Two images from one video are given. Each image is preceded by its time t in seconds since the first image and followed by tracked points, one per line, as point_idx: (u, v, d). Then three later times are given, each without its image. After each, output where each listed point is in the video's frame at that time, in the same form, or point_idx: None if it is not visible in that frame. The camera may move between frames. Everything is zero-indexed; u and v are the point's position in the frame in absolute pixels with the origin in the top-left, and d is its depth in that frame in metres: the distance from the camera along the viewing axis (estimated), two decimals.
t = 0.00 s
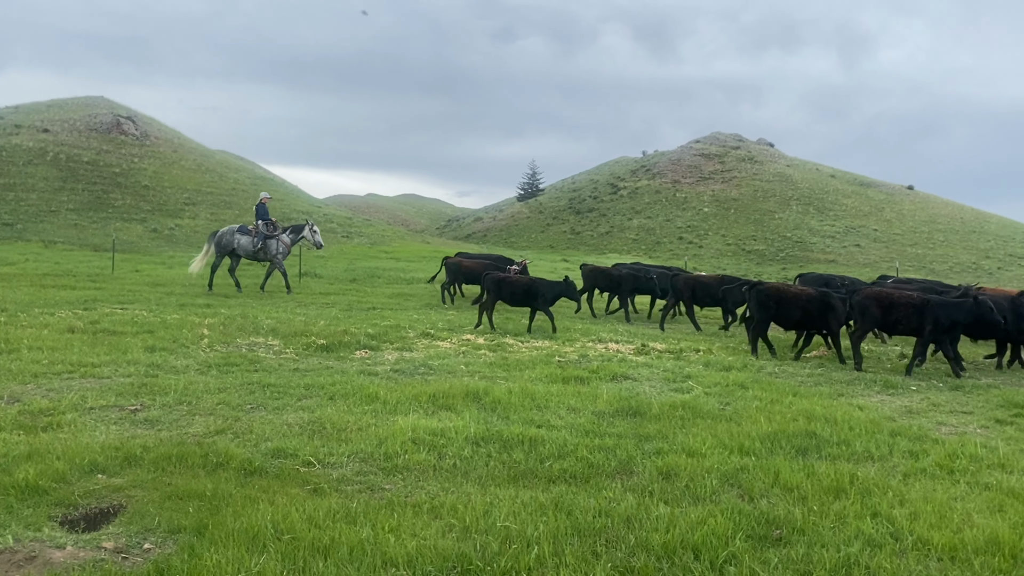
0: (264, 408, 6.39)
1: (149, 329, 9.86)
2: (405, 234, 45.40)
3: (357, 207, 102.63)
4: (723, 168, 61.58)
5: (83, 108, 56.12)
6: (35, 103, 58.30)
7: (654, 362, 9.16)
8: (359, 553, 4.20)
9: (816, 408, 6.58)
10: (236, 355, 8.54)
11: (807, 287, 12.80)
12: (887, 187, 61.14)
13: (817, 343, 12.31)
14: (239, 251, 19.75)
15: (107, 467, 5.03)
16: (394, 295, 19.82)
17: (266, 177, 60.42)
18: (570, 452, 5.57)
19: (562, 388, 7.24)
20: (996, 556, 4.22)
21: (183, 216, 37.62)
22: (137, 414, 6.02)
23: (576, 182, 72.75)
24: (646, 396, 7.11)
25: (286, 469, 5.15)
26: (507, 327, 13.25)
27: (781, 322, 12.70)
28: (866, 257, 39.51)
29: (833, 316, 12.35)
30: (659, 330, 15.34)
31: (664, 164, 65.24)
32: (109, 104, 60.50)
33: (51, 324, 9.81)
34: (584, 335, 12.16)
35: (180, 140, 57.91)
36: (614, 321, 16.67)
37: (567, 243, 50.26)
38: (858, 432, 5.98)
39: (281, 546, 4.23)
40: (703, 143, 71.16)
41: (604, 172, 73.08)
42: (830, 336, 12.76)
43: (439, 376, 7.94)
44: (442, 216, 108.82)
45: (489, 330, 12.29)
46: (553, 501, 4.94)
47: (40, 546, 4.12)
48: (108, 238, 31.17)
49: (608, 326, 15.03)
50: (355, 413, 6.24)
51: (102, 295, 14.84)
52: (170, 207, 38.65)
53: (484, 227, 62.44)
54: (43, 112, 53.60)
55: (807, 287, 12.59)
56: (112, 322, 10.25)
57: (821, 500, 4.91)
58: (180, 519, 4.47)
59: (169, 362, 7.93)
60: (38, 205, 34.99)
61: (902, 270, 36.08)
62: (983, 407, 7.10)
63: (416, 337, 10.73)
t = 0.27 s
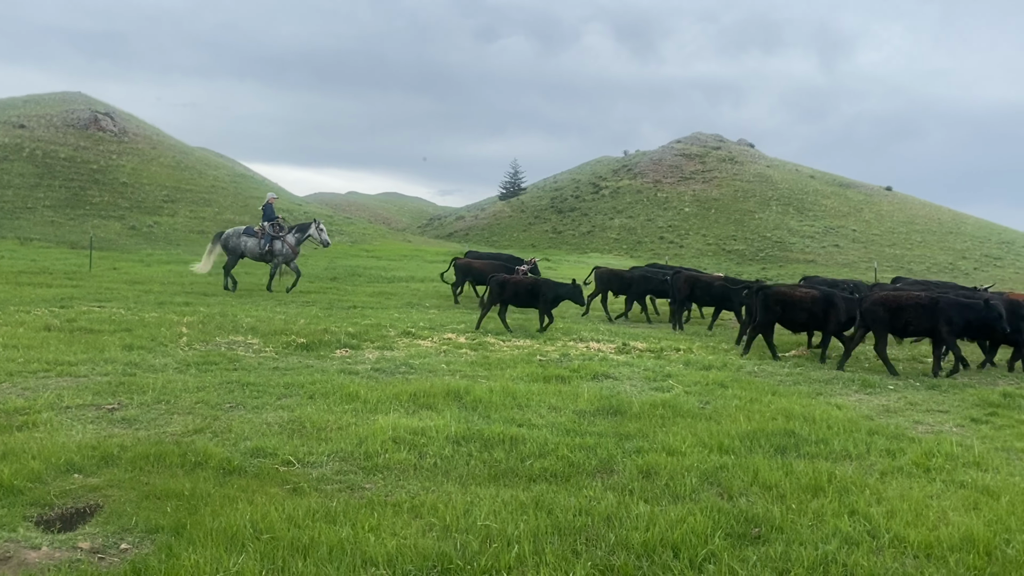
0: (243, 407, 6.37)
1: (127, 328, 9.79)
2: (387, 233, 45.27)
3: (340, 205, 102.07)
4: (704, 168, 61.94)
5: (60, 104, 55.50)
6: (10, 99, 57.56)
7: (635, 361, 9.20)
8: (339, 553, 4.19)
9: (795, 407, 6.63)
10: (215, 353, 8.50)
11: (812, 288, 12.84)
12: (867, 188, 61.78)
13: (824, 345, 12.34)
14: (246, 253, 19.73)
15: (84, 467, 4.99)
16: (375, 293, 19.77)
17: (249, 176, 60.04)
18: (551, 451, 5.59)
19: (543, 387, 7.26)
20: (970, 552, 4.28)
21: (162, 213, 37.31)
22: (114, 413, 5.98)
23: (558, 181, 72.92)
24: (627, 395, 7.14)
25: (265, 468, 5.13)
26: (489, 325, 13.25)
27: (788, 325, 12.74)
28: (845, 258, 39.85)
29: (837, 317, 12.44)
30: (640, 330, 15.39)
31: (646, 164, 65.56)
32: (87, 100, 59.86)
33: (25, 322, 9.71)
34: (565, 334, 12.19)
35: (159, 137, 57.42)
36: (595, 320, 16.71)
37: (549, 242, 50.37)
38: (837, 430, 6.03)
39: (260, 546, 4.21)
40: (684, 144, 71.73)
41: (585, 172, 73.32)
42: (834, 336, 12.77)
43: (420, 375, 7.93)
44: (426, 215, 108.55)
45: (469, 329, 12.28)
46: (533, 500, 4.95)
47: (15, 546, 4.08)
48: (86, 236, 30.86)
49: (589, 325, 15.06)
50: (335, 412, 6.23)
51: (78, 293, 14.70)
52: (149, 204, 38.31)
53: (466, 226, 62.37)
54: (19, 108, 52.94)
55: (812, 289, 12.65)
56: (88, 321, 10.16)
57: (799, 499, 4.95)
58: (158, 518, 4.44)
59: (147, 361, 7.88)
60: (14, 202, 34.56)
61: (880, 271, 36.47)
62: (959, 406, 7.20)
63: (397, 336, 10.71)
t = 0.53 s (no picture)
0: (221, 406, 6.35)
1: (104, 326, 9.72)
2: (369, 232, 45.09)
3: (323, 203, 101.63)
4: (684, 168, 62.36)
5: (35, 100, 54.80)
6: None
7: (615, 360, 9.25)
8: (318, 552, 4.18)
9: (774, 406, 6.69)
10: (193, 351, 8.46)
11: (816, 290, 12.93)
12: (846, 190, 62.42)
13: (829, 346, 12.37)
14: (252, 251, 19.61)
15: (59, 467, 4.95)
16: (354, 292, 19.71)
17: (231, 174, 59.61)
18: (532, 450, 5.60)
19: (523, 386, 7.27)
20: (945, 550, 4.33)
21: (140, 211, 37.01)
22: (90, 412, 5.95)
23: (539, 180, 73.12)
24: (607, 394, 7.18)
25: (244, 468, 5.12)
26: (468, 324, 13.27)
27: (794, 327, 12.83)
28: (823, 257, 40.19)
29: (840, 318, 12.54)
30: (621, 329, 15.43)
31: (626, 164, 65.95)
32: (63, 96, 59.14)
33: None
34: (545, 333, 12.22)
35: (136, 133, 56.87)
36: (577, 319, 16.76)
37: (530, 241, 50.46)
38: (814, 429, 6.08)
39: (238, 546, 4.19)
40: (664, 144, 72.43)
41: (565, 172, 73.59)
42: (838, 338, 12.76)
43: (400, 374, 7.93)
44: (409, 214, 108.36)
45: (449, 328, 12.28)
46: (513, 498, 4.95)
47: None
48: (61, 233, 30.54)
49: (570, 325, 15.09)
50: (315, 411, 6.22)
51: (52, 291, 14.56)
52: (126, 202, 37.97)
53: (447, 225, 62.33)
54: None
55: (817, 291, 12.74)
56: (64, 318, 10.08)
57: (777, 497, 4.98)
58: (135, 518, 4.41)
59: (124, 360, 7.84)
60: None
61: (858, 271, 36.84)
62: (935, 405, 7.30)
63: (377, 335, 10.70)
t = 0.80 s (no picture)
0: (199, 405, 6.33)
1: (79, 324, 9.63)
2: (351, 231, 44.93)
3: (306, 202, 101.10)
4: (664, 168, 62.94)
5: (9, 95, 54.02)
6: None
7: (595, 359, 9.29)
8: (296, 551, 4.17)
9: (751, 405, 6.76)
10: (170, 350, 8.41)
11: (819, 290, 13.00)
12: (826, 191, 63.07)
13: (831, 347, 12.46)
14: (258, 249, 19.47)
15: (33, 466, 4.90)
16: (332, 290, 19.64)
17: (212, 172, 59.12)
18: (511, 449, 5.61)
19: (503, 385, 7.30)
20: (919, 547, 4.38)
21: (117, 208, 36.63)
22: (65, 411, 5.90)
23: (519, 180, 73.26)
24: (586, 393, 7.21)
25: (221, 467, 5.11)
26: (448, 322, 13.27)
27: (796, 326, 12.91)
28: (800, 257, 40.54)
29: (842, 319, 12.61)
30: (602, 328, 15.48)
31: (607, 164, 66.30)
32: (37, 91, 58.34)
33: None
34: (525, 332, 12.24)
35: (113, 130, 56.24)
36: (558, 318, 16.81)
37: (510, 241, 50.50)
38: (791, 428, 6.15)
39: (216, 546, 4.17)
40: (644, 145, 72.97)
41: (545, 171, 73.83)
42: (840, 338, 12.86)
43: (379, 373, 7.93)
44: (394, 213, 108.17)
45: (428, 327, 12.27)
46: (492, 497, 4.96)
47: None
48: (35, 231, 30.14)
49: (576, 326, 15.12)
50: (294, 411, 6.22)
51: (26, 289, 14.40)
52: (102, 199, 37.57)
53: (427, 223, 62.24)
54: None
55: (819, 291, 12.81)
56: (38, 317, 9.98)
57: (754, 495, 5.03)
58: (111, 518, 4.38)
59: (100, 358, 7.79)
60: None
61: (835, 271, 37.22)
62: (910, 404, 7.40)
63: (356, 334, 10.67)
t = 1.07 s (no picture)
0: (174, 405, 6.29)
1: (51, 322, 9.52)
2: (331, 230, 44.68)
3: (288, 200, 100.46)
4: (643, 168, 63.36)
5: None
6: None
7: (574, 358, 9.33)
8: (272, 551, 4.15)
9: (728, 404, 6.82)
10: (145, 349, 8.35)
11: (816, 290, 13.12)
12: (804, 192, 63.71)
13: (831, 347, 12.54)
14: (259, 251, 19.43)
15: (4, 467, 4.84)
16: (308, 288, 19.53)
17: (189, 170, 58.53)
18: (489, 448, 5.62)
19: (482, 384, 7.31)
20: (892, 544, 4.44)
21: (90, 205, 36.19)
22: (37, 410, 5.84)
23: (499, 179, 73.36)
24: (564, 392, 7.24)
25: (197, 467, 5.08)
26: (425, 321, 13.25)
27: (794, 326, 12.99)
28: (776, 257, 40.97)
29: (840, 318, 12.71)
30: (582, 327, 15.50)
31: (586, 164, 66.61)
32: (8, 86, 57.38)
33: None
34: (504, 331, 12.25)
35: (87, 126, 55.48)
36: (538, 318, 16.85)
37: (489, 240, 50.46)
38: (767, 427, 6.21)
39: (190, 546, 4.14)
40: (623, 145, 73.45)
41: (525, 170, 74.03)
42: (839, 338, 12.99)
43: (356, 372, 7.92)
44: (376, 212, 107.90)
45: (406, 325, 12.25)
46: (470, 497, 4.96)
47: None
48: (6, 228, 29.69)
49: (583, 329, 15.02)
50: (270, 410, 6.21)
51: None
52: (75, 196, 37.09)
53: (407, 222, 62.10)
54: None
55: (817, 291, 12.92)
56: (8, 315, 9.85)
57: (730, 493, 5.06)
58: (84, 519, 4.33)
59: (73, 357, 7.71)
60: None
61: (812, 271, 37.67)
62: (884, 403, 7.50)
63: (334, 333, 10.62)
